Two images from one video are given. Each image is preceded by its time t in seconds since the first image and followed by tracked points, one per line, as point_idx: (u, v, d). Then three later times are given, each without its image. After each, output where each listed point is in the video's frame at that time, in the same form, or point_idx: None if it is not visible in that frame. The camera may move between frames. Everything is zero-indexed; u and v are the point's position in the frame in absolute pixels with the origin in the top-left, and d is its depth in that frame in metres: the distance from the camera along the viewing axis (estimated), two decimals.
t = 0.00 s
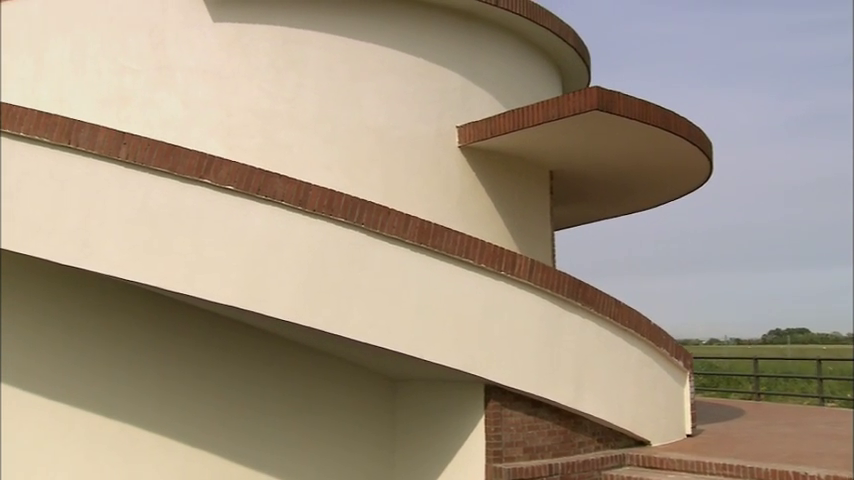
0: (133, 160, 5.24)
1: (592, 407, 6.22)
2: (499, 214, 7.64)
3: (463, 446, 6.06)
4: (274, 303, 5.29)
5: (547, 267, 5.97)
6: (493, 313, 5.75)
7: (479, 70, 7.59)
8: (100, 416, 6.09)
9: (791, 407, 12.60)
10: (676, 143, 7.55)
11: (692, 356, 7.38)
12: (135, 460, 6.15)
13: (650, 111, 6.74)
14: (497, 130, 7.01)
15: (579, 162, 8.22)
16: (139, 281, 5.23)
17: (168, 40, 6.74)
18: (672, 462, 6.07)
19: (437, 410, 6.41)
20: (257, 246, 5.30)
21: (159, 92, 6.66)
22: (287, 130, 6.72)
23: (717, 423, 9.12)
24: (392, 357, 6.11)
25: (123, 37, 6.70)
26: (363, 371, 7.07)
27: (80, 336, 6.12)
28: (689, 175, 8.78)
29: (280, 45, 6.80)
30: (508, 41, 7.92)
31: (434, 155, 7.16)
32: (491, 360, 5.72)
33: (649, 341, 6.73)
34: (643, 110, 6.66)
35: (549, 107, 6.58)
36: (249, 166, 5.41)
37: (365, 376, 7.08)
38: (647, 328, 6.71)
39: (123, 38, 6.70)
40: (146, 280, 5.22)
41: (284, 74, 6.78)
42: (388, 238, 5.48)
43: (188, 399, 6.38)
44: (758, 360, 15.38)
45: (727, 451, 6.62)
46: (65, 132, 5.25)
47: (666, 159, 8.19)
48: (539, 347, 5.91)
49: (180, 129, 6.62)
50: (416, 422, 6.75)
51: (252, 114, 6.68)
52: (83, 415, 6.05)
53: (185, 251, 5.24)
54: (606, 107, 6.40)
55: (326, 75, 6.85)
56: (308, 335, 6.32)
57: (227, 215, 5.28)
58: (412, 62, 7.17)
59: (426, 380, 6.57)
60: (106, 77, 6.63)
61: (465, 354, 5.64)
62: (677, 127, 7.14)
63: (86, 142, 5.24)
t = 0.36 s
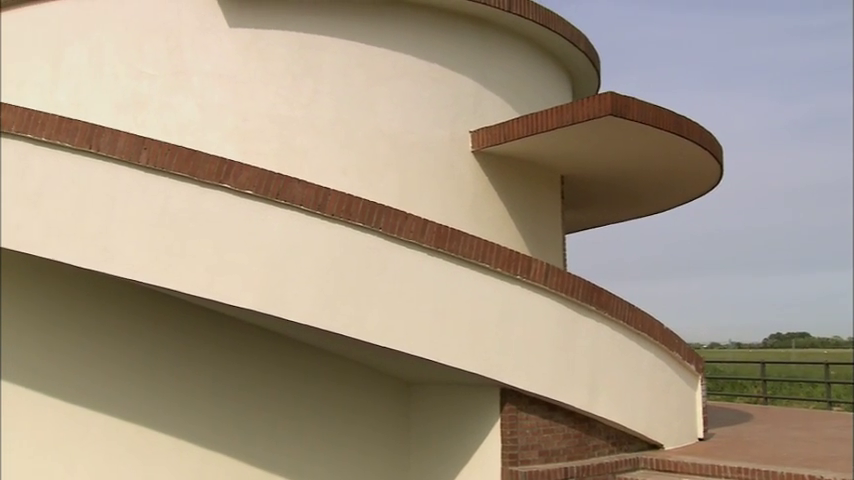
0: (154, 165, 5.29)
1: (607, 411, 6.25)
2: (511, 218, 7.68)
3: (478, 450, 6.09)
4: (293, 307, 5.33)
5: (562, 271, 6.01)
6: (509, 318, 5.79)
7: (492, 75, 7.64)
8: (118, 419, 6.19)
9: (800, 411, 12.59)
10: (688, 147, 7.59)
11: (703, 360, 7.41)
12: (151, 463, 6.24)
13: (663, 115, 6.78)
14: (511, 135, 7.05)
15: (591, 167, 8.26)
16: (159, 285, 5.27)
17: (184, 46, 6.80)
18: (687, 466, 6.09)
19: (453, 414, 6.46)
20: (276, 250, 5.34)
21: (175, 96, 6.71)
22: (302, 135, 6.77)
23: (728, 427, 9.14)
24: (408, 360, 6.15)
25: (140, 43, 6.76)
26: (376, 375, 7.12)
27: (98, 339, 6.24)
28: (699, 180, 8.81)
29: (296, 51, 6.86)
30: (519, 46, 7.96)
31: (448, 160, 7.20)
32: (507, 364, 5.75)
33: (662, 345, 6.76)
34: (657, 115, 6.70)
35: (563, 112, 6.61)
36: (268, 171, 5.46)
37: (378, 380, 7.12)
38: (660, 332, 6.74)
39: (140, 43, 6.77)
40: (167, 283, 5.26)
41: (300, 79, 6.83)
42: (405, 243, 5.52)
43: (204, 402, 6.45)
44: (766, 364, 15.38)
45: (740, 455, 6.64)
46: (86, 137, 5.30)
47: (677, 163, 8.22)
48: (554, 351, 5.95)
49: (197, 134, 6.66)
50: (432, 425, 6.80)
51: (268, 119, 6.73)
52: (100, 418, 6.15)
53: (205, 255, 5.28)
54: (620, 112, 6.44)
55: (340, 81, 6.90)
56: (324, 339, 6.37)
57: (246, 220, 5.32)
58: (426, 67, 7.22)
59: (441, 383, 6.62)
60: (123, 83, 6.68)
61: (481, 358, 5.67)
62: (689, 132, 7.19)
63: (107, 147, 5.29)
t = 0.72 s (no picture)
0: (174, 169, 5.34)
1: (621, 414, 6.29)
2: (524, 222, 7.72)
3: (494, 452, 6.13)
4: (312, 310, 5.38)
5: (577, 275, 6.04)
6: (525, 321, 5.82)
7: (505, 80, 7.68)
8: (135, 421, 6.26)
9: (807, 415, 12.60)
10: (700, 152, 7.63)
11: (715, 364, 7.44)
12: (168, 465, 6.30)
13: (676, 120, 6.82)
14: (525, 139, 7.09)
15: (602, 171, 8.30)
16: (180, 288, 5.31)
17: (201, 51, 6.85)
18: (701, 469, 6.17)
19: (468, 417, 6.51)
20: (295, 254, 5.38)
21: (192, 101, 6.76)
22: (318, 139, 6.82)
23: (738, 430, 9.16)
24: (423, 363, 6.19)
25: (158, 48, 6.82)
26: (390, 378, 7.15)
27: (115, 342, 6.30)
28: (709, 184, 8.86)
29: (311, 56, 6.90)
30: (532, 51, 8.01)
31: (462, 164, 7.25)
32: (522, 368, 5.79)
33: (674, 349, 6.79)
34: (670, 120, 6.74)
35: (577, 117, 6.66)
36: (286, 175, 5.50)
37: (392, 383, 7.15)
38: (673, 336, 6.77)
39: (158, 48, 6.83)
40: (187, 286, 5.31)
41: (315, 84, 6.88)
42: (422, 247, 5.56)
43: (220, 405, 6.49)
44: (772, 368, 15.39)
45: (753, 458, 6.68)
46: (107, 141, 5.35)
47: (688, 168, 8.26)
48: (570, 354, 5.98)
49: (213, 138, 6.72)
50: (447, 428, 6.83)
51: (284, 123, 6.78)
52: (118, 420, 6.22)
53: (225, 259, 5.33)
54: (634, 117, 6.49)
55: (355, 85, 6.95)
56: (339, 342, 6.41)
57: (265, 224, 5.37)
58: (440, 72, 7.27)
59: (456, 386, 6.67)
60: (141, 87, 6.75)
61: (497, 361, 5.71)
62: (701, 137, 7.23)
63: (128, 151, 5.34)
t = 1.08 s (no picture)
0: (194, 173, 5.38)
1: (635, 416, 6.32)
2: (536, 225, 7.76)
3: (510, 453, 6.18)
4: (330, 313, 5.42)
5: (591, 278, 6.08)
6: (541, 323, 5.86)
7: (518, 83, 7.72)
8: (151, 422, 6.30)
9: (815, 417, 12.61)
10: (711, 156, 7.67)
11: (727, 366, 7.47)
12: (185, 466, 6.34)
13: (689, 124, 6.85)
14: (538, 143, 7.13)
15: (613, 174, 8.34)
16: (199, 290, 5.36)
17: (217, 54, 6.89)
18: (715, 471, 6.21)
19: (484, 419, 6.55)
20: (314, 256, 5.42)
21: (208, 104, 6.81)
22: (332, 143, 6.86)
23: (749, 433, 9.18)
24: (439, 366, 6.22)
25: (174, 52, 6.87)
26: (404, 380, 7.19)
27: (131, 343, 6.35)
28: (720, 187, 8.89)
29: (326, 60, 6.95)
30: (544, 55, 8.05)
31: (475, 167, 7.29)
32: (538, 370, 5.82)
33: (687, 351, 6.82)
34: (683, 124, 6.78)
35: (591, 121, 6.70)
36: (305, 178, 5.54)
37: (406, 385, 7.18)
38: (686, 339, 6.79)
39: (174, 52, 6.89)
40: (206, 289, 5.35)
41: (330, 88, 6.93)
42: (439, 250, 5.60)
43: (235, 406, 6.53)
44: (779, 370, 15.39)
45: (766, 460, 6.71)
46: (127, 145, 5.40)
47: (699, 171, 8.30)
48: (585, 357, 6.02)
49: (228, 141, 6.76)
50: (462, 430, 6.87)
51: (299, 127, 6.83)
52: (134, 422, 6.27)
53: (244, 261, 5.37)
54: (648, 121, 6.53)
55: (370, 89, 7.00)
56: (354, 343, 6.45)
57: (284, 227, 5.41)
58: (454, 76, 7.31)
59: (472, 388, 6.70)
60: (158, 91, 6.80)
61: (513, 363, 5.75)
62: (713, 140, 7.26)
63: (148, 155, 5.38)
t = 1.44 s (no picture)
0: (213, 176, 5.43)
1: (649, 418, 6.35)
2: (548, 227, 7.80)
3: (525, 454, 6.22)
4: (348, 315, 5.46)
5: (606, 280, 6.12)
6: (555, 326, 5.90)
7: (529, 86, 7.76)
8: (167, 424, 6.35)
9: (822, 419, 12.63)
10: (722, 158, 7.70)
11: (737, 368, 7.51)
12: (201, 468, 6.39)
13: (702, 127, 6.90)
14: (551, 146, 7.18)
15: (624, 177, 8.38)
16: (218, 293, 5.40)
17: (232, 58, 6.94)
18: (729, 472, 6.25)
19: (499, 420, 6.60)
20: (332, 259, 5.46)
21: (223, 107, 6.86)
22: (347, 146, 6.91)
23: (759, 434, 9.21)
24: (453, 367, 6.25)
25: (190, 56, 6.93)
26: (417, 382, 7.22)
27: (147, 345, 6.39)
28: (729, 190, 8.93)
29: (341, 64, 6.99)
30: (555, 59, 8.09)
31: (487, 170, 7.33)
32: (553, 372, 5.87)
33: (700, 353, 6.85)
34: (696, 127, 6.82)
35: (605, 124, 6.74)
36: (323, 181, 5.59)
37: (419, 387, 7.22)
38: (698, 340, 6.83)
39: (190, 56, 6.94)
40: (226, 291, 5.39)
41: (344, 92, 6.97)
42: (456, 252, 5.64)
43: (249, 407, 6.57)
44: (785, 372, 15.41)
45: (780, 461, 6.74)
46: (147, 148, 5.44)
47: (709, 174, 8.34)
48: (599, 358, 6.06)
49: (244, 144, 6.81)
50: (477, 431, 6.92)
51: (314, 130, 6.88)
52: (150, 423, 6.32)
53: (264, 264, 5.42)
54: (662, 124, 6.57)
55: (384, 93, 7.04)
56: (369, 345, 6.48)
57: (303, 229, 5.45)
58: (467, 79, 7.35)
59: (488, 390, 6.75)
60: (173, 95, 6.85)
61: (529, 365, 5.79)
62: (725, 143, 7.31)
63: (168, 158, 5.44)
